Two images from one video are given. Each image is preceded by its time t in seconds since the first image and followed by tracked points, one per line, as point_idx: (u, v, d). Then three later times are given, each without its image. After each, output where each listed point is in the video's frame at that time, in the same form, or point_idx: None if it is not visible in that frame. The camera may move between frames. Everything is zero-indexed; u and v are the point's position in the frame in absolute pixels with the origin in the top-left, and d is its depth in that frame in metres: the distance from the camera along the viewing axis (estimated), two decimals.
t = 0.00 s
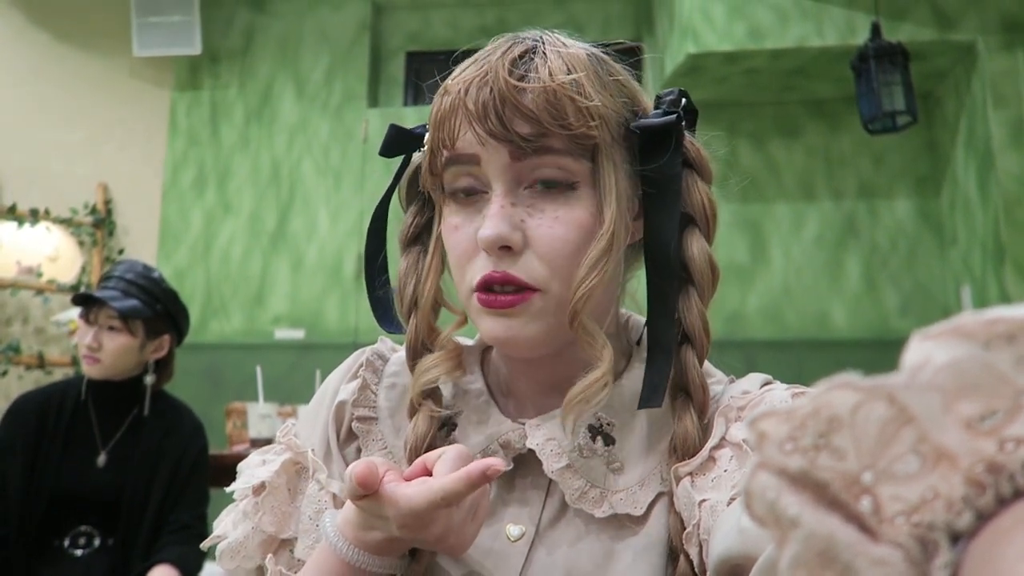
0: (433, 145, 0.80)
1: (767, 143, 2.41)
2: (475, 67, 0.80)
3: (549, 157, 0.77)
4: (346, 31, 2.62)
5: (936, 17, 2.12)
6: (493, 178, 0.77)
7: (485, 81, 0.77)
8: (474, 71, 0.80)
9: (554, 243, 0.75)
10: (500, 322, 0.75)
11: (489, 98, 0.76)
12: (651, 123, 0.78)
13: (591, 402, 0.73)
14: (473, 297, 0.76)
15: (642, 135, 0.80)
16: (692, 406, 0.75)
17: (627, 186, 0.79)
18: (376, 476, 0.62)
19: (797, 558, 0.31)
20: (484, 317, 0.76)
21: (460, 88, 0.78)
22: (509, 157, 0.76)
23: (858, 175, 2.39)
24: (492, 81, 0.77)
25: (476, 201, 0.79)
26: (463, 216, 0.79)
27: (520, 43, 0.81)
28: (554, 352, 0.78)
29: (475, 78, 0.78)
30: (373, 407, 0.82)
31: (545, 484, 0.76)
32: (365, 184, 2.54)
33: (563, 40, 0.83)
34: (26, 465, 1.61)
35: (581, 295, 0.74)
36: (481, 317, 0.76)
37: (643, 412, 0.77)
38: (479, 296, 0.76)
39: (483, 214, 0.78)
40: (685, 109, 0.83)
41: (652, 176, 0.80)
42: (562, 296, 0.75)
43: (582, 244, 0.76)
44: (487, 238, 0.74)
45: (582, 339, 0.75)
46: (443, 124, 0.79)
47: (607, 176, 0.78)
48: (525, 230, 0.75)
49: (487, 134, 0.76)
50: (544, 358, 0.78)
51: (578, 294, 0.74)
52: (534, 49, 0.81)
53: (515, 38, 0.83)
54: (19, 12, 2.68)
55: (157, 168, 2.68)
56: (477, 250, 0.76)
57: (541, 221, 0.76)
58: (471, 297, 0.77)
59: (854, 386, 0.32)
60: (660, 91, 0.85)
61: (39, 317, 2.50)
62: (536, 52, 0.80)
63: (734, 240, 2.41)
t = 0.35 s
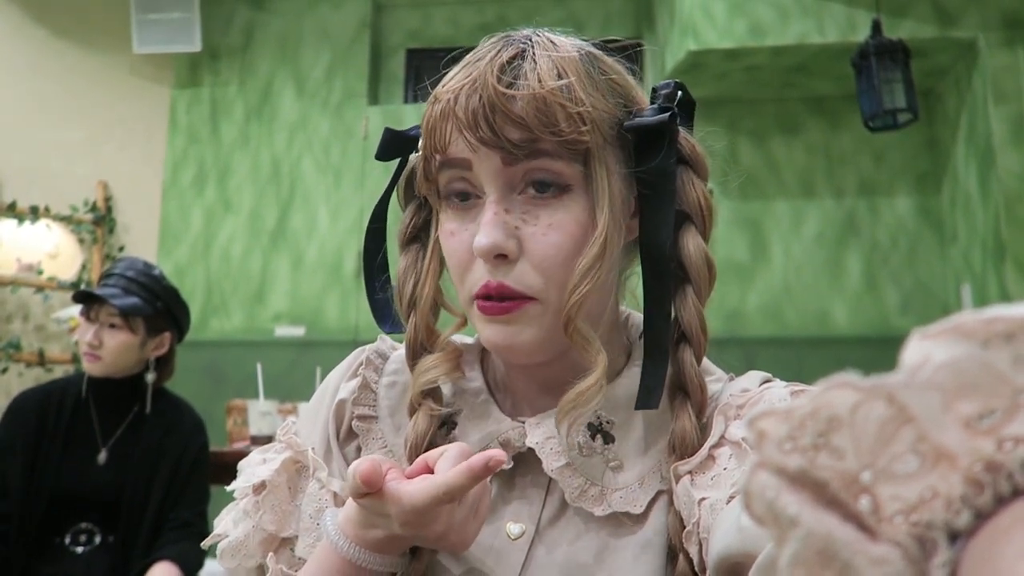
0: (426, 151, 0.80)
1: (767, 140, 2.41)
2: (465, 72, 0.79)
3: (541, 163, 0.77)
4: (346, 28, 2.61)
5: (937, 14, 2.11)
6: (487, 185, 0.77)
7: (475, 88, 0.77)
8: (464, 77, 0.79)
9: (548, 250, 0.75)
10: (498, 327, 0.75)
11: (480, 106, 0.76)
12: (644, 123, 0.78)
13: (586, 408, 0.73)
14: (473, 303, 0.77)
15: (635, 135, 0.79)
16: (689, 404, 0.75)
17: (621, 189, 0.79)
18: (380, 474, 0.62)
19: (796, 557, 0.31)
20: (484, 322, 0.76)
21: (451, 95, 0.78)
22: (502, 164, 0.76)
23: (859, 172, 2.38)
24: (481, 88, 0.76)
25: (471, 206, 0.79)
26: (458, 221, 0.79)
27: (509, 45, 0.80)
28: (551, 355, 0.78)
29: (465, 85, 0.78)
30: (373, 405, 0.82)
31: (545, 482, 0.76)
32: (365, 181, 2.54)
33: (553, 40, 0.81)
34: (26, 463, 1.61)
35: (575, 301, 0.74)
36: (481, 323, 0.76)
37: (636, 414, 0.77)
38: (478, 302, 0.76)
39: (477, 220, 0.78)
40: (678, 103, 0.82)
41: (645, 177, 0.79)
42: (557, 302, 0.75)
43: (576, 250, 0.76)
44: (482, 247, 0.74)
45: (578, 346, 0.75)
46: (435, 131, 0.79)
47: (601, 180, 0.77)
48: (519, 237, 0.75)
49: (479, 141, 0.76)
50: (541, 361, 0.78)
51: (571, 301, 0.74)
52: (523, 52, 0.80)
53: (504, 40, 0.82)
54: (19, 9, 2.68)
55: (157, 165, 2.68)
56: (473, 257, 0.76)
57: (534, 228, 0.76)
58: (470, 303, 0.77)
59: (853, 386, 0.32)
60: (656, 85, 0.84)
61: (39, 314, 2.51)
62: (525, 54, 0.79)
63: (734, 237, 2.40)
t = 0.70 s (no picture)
0: (420, 154, 0.80)
1: (767, 140, 2.41)
2: (457, 75, 0.79)
3: (534, 167, 0.76)
4: (346, 28, 2.61)
5: (938, 14, 2.11)
6: (480, 187, 0.77)
7: (466, 91, 0.76)
8: (456, 81, 0.79)
9: (543, 252, 0.75)
10: (493, 330, 0.76)
11: (471, 111, 0.75)
12: (637, 124, 0.77)
13: (586, 412, 0.73)
14: (470, 305, 0.77)
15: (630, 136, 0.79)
16: (688, 403, 0.75)
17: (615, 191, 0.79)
18: (383, 474, 0.62)
19: (798, 557, 0.31)
20: (481, 324, 0.76)
21: (443, 99, 0.78)
22: (495, 167, 0.76)
23: (859, 172, 2.38)
24: (472, 94, 0.76)
25: (467, 208, 0.79)
26: (455, 223, 0.79)
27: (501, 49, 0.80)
28: (547, 356, 0.78)
29: (456, 89, 0.77)
30: (373, 406, 0.82)
31: (545, 483, 0.76)
32: (366, 180, 2.53)
33: (545, 42, 0.81)
34: (26, 463, 1.61)
35: (571, 305, 0.74)
36: (478, 326, 0.76)
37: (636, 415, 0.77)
38: (475, 305, 0.77)
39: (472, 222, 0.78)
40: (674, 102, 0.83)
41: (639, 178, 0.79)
42: (552, 303, 0.75)
43: (571, 251, 0.76)
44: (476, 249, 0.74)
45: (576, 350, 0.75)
46: (428, 135, 0.79)
47: (595, 181, 0.77)
48: (513, 239, 0.75)
49: (471, 145, 0.76)
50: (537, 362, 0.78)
51: (570, 303, 0.74)
52: (516, 55, 0.79)
53: (497, 42, 0.81)
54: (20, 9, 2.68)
55: (157, 166, 2.68)
56: (468, 259, 0.76)
57: (529, 229, 0.76)
58: (467, 304, 0.77)
59: (854, 386, 0.32)
60: (652, 81, 0.85)
61: (39, 314, 2.51)
62: (518, 57, 0.79)
63: (734, 238, 2.40)
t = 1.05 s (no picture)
0: (410, 164, 0.80)
1: (767, 140, 2.41)
2: (442, 84, 0.79)
3: (520, 173, 0.76)
4: (346, 28, 2.61)
5: (938, 14, 2.11)
6: (468, 195, 0.77)
7: (448, 102, 0.76)
8: (440, 90, 0.79)
9: (530, 259, 0.75)
10: (487, 337, 0.76)
11: (453, 121, 0.75)
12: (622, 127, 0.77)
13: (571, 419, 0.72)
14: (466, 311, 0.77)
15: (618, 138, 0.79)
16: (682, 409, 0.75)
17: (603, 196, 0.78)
18: (388, 475, 0.62)
19: (795, 558, 0.31)
20: (475, 331, 0.76)
21: (428, 109, 0.78)
22: (480, 176, 0.76)
23: (859, 172, 2.38)
24: (453, 104, 0.76)
25: (459, 215, 0.79)
26: (446, 230, 0.79)
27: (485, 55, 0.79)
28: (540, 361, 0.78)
29: (440, 98, 0.77)
30: (375, 406, 0.82)
31: (546, 484, 0.76)
32: (366, 180, 2.53)
33: (528, 46, 0.81)
34: (26, 463, 1.61)
35: (556, 312, 0.74)
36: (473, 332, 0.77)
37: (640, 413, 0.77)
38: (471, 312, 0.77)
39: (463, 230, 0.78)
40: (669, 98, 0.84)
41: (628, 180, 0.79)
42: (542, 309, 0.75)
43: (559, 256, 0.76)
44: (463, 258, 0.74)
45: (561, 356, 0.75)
46: (416, 146, 0.79)
47: (580, 186, 0.77)
48: (502, 246, 0.75)
49: (455, 154, 0.76)
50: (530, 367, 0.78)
51: (554, 309, 0.74)
52: (499, 61, 0.79)
53: (482, 49, 0.81)
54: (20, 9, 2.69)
55: (157, 166, 2.69)
56: (459, 266, 0.76)
57: (518, 235, 0.75)
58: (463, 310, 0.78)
59: (851, 387, 0.32)
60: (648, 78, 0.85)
61: (40, 315, 2.51)
62: (501, 63, 0.79)
63: (734, 238, 2.40)
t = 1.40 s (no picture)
0: (426, 151, 0.80)
1: (767, 141, 2.41)
2: (468, 70, 0.79)
3: (546, 164, 0.77)
4: (347, 28, 2.61)
5: (938, 15, 2.11)
6: (490, 185, 0.77)
7: (478, 87, 0.76)
8: (465, 76, 0.78)
9: (554, 252, 0.75)
10: (500, 332, 0.75)
11: (486, 106, 0.75)
12: (641, 123, 0.78)
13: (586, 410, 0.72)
14: (474, 304, 0.76)
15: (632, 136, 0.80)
16: (683, 403, 0.75)
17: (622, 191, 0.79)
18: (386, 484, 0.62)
19: (794, 559, 0.31)
20: (487, 326, 0.76)
21: (454, 94, 0.77)
22: (506, 165, 0.76)
23: (859, 172, 2.38)
24: (485, 89, 0.75)
25: (473, 206, 0.79)
26: (458, 222, 0.79)
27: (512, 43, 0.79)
28: (548, 357, 0.78)
29: (467, 84, 0.77)
30: (371, 410, 0.82)
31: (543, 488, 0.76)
32: (366, 180, 2.53)
33: (553, 40, 0.81)
34: (26, 463, 1.61)
35: (580, 306, 0.74)
36: (484, 328, 0.76)
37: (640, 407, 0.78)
38: (479, 304, 0.76)
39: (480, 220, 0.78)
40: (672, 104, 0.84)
41: (641, 177, 0.80)
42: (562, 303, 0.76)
43: (580, 250, 0.76)
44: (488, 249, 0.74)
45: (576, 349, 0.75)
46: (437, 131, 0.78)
47: (603, 182, 0.78)
48: (525, 238, 0.75)
49: (484, 142, 0.76)
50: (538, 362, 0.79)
51: (573, 304, 0.74)
52: (526, 51, 0.79)
53: (504, 38, 0.81)
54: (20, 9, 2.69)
55: (158, 166, 2.69)
56: (477, 257, 0.76)
57: (540, 227, 0.76)
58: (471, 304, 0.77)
59: (851, 387, 0.32)
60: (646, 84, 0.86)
61: (40, 315, 2.51)
62: (529, 53, 0.79)
63: (734, 238, 2.40)
